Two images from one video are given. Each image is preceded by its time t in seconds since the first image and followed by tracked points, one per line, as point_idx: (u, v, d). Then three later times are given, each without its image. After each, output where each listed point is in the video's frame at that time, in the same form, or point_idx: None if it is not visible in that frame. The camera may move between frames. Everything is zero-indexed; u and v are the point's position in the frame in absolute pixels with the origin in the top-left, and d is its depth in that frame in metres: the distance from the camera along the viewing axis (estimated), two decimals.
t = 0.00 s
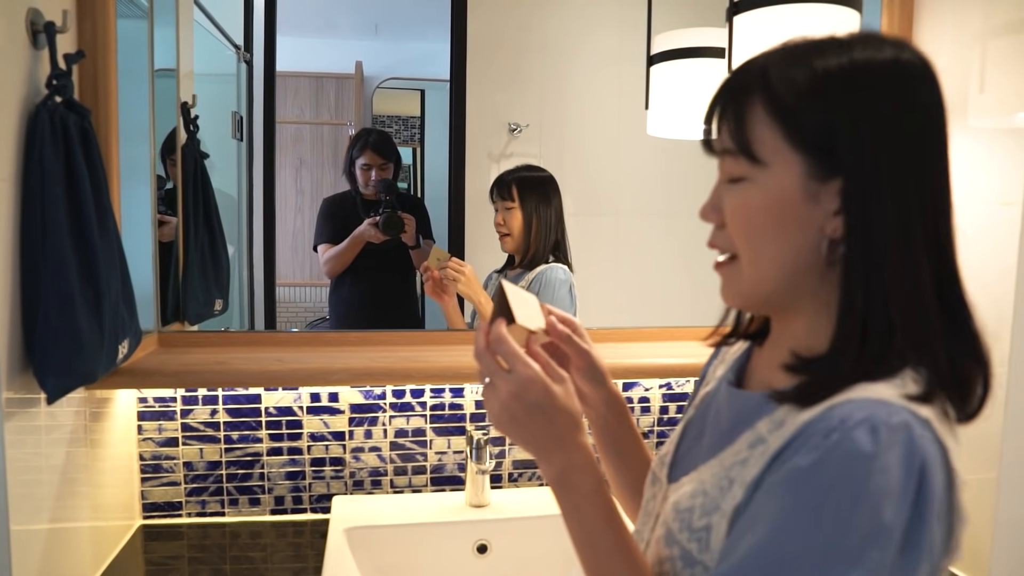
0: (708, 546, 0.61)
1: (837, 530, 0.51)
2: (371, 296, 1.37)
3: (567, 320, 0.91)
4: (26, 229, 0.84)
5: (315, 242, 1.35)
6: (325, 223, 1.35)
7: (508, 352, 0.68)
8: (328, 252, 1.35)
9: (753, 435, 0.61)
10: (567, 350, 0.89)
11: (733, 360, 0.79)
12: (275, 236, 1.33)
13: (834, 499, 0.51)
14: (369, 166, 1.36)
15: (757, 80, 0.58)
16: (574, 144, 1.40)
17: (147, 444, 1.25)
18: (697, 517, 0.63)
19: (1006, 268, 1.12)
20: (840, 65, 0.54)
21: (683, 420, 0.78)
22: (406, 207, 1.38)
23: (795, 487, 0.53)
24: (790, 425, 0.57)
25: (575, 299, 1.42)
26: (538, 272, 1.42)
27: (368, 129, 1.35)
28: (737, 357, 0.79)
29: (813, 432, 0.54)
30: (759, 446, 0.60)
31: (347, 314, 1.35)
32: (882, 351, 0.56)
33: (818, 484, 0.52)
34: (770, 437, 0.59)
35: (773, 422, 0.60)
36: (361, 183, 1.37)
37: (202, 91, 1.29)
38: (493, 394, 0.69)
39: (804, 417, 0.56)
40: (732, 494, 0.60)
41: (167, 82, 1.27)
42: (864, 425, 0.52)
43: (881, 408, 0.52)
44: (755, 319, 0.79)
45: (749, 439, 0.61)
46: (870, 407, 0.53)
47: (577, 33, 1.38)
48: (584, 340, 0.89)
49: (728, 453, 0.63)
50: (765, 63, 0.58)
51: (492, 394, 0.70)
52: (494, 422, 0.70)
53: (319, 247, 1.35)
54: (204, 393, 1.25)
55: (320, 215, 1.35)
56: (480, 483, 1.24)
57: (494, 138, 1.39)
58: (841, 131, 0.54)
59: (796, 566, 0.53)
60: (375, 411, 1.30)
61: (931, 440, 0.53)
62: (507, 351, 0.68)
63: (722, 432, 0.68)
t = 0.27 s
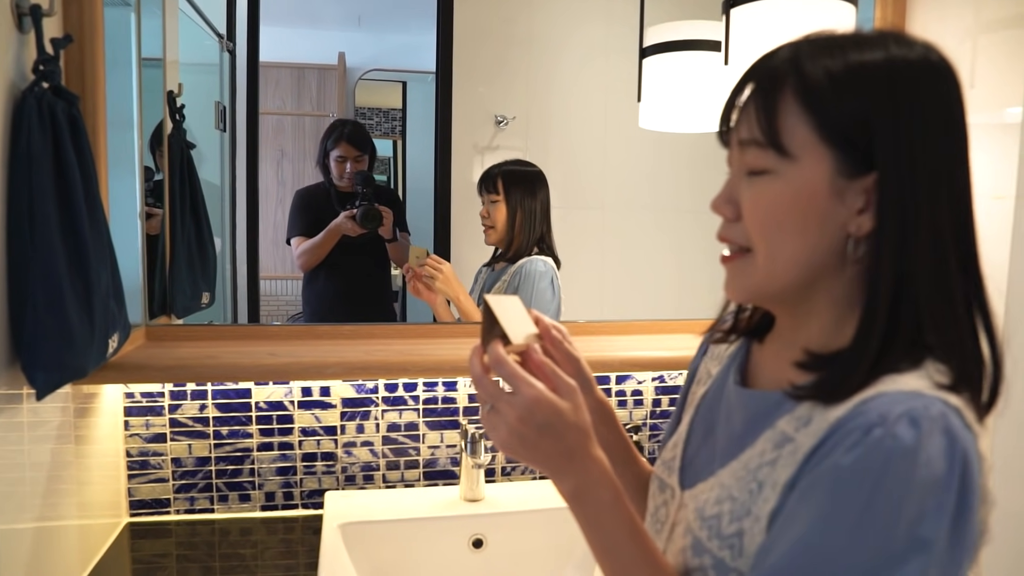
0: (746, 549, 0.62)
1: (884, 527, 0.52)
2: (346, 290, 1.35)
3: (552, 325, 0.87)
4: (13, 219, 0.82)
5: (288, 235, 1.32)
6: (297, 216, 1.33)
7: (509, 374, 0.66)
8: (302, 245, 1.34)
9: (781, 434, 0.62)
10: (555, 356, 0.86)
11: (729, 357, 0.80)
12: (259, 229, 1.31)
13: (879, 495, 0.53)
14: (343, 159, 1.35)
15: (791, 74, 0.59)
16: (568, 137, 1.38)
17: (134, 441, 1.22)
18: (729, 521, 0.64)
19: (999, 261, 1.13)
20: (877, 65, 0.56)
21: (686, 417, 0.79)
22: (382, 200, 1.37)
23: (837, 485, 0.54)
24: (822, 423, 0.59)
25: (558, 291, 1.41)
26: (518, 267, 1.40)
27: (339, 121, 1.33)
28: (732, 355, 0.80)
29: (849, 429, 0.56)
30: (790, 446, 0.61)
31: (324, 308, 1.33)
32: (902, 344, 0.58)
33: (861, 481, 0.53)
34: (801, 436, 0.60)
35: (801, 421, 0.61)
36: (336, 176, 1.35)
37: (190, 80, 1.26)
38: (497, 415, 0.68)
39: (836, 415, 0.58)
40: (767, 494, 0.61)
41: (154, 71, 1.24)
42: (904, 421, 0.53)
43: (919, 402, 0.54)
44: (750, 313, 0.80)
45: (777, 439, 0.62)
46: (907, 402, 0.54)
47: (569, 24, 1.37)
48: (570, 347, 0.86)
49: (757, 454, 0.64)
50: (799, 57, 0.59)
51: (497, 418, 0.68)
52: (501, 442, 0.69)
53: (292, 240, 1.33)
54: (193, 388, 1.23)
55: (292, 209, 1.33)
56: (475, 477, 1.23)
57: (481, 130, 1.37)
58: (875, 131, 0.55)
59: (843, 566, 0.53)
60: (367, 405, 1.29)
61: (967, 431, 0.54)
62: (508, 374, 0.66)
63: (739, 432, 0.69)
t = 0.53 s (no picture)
0: (767, 548, 0.64)
1: (917, 523, 0.55)
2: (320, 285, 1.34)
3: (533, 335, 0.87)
4: None
5: (260, 230, 1.30)
6: (269, 211, 1.31)
7: (505, 384, 0.67)
8: (275, 240, 1.32)
9: (800, 435, 0.64)
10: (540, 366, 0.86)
11: (728, 356, 0.82)
12: (241, 223, 1.29)
13: (914, 493, 0.55)
14: (316, 153, 1.33)
15: (783, 65, 0.62)
16: (556, 131, 1.38)
17: (117, 438, 1.20)
18: (747, 523, 0.66)
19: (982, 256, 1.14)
20: (867, 52, 0.59)
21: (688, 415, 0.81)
22: (355, 193, 1.35)
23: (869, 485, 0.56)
24: (842, 425, 0.60)
25: (541, 284, 1.40)
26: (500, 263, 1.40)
27: (310, 115, 1.30)
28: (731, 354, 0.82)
29: (877, 430, 0.58)
30: (810, 446, 0.62)
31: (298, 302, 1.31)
32: (908, 328, 0.60)
33: (894, 482, 0.55)
34: (821, 436, 0.62)
35: (818, 420, 0.63)
36: (309, 170, 1.33)
37: (173, 71, 1.23)
38: (494, 429, 0.68)
39: (858, 415, 0.59)
40: (788, 496, 0.63)
41: (137, 63, 1.21)
42: (933, 420, 0.56)
43: (943, 401, 0.57)
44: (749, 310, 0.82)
45: (796, 440, 0.64)
46: (934, 401, 0.56)
47: (557, 18, 1.36)
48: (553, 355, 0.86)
49: (773, 455, 0.65)
50: (789, 49, 0.63)
51: (495, 432, 0.68)
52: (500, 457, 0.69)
53: (264, 235, 1.31)
54: (178, 384, 1.21)
55: (263, 205, 1.30)
56: (466, 472, 1.23)
57: (464, 124, 1.35)
58: (868, 114, 0.58)
59: (878, 561, 0.56)
60: (355, 400, 1.28)
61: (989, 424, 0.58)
62: (505, 383, 0.67)
63: (747, 432, 0.70)
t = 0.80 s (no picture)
0: (769, 542, 0.66)
1: (925, 514, 0.58)
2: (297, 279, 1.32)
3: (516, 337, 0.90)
4: None
5: (232, 226, 1.28)
6: (241, 206, 1.28)
7: (507, 380, 0.67)
8: (248, 236, 1.29)
9: (800, 429, 0.66)
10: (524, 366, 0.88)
11: (716, 351, 0.85)
12: (220, 219, 1.27)
13: (922, 483, 0.58)
14: (289, 147, 1.30)
15: (775, 59, 0.66)
16: (541, 127, 1.38)
17: (98, 435, 1.19)
18: (747, 519, 0.68)
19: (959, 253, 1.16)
20: (858, 49, 0.63)
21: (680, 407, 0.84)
22: (331, 187, 1.33)
23: (876, 476, 0.58)
24: (844, 418, 0.63)
25: (519, 279, 1.40)
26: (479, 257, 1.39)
27: (283, 108, 1.28)
28: (719, 349, 0.85)
29: (882, 422, 0.60)
30: (812, 440, 0.65)
31: (271, 297, 1.30)
32: (902, 317, 0.64)
33: (902, 472, 0.58)
34: (823, 431, 0.64)
35: (818, 415, 0.66)
36: (281, 165, 1.30)
37: (153, 65, 1.22)
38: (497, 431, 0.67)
39: (860, 408, 0.62)
40: (790, 491, 0.65)
41: (118, 57, 1.20)
42: (939, 412, 0.59)
43: (946, 394, 0.60)
44: (736, 305, 0.85)
45: (796, 434, 0.67)
46: (938, 394, 0.59)
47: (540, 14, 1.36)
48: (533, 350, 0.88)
49: (773, 450, 0.68)
50: (780, 44, 0.67)
51: (498, 434, 0.67)
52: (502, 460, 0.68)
53: (237, 231, 1.28)
54: (160, 380, 1.20)
55: (235, 200, 1.28)
56: (451, 467, 1.23)
57: (445, 120, 1.34)
58: (860, 107, 0.62)
59: (884, 554, 0.58)
60: (339, 396, 1.27)
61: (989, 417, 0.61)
62: (507, 378, 0.67)
63: (742, 427, 0.73)
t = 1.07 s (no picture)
0: (773, 546, 0.70)
1: (930, 507, 0.63)
2: (276, 282, 1.31)
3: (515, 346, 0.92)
4: None
5: (211, 229, 1.27)
6: (219, 209, 1.28)
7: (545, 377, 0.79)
8: (226, 240, 1.28)
9: (798, 432, 0.71)
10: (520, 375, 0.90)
11: (705, 356, 0.89)
12: (202, 221, 1.27)
13: (927, 477, 0.63)
14: (267, 149, 1.29)
15: (776, 64, 0.70)
16: (528, 131, 1.39)
17: (82, 440, 1.18)
18: (750, 525, 0.72)
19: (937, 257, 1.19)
20: (856, 58, 0.67)
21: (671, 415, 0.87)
22: (312, 190, 1.31)
23: (884, 475, 0.63)
24: (843, 419, 0.68)
25: (502, 283, 1.41)
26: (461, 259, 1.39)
27: (261, 110, 1.27)
28: (709, 353, 0.89)
29: (883, 421, 0.65)
30: (811, 443, 0.70)
31: (253, 300, 1.30)
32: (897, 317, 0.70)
33: (907, 468, 0.63)
34: (821, 433, 0.69)
35: (815, 418, 0.71)
36: (259, 167, 1.29)
37: (137, 68, 1.22)
38: (545, 412, 0.74)
39: (858, 409, 0.68)
40: (791, 496, 0.70)
41: (102, 59, 1.20)
42: (936, 409, 0.64)
43: (939, 391, 0.65)
44: (722, 310, 0.90)
45: (795, 437, 0.71)
46: (934, 393, 0.65)
47: (522, 18, 1.36)
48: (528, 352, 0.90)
49: (772, 454, 0.72)
50: (781, 50, 0.71)
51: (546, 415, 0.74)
52: (539, 441, 0.74)
53: (214, 234, 1.28)
54: (145, 384, 1.19)
55: (212, 203, 1.27)
56: (438, 470, 1.24)
57: (428, 123, 1.34)
58: (856, 115, 0.67)
59: (892, 548, 0.63)
60: (326, 399, 1.27)
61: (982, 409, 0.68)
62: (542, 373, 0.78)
63: (739, 431, 0.77)
